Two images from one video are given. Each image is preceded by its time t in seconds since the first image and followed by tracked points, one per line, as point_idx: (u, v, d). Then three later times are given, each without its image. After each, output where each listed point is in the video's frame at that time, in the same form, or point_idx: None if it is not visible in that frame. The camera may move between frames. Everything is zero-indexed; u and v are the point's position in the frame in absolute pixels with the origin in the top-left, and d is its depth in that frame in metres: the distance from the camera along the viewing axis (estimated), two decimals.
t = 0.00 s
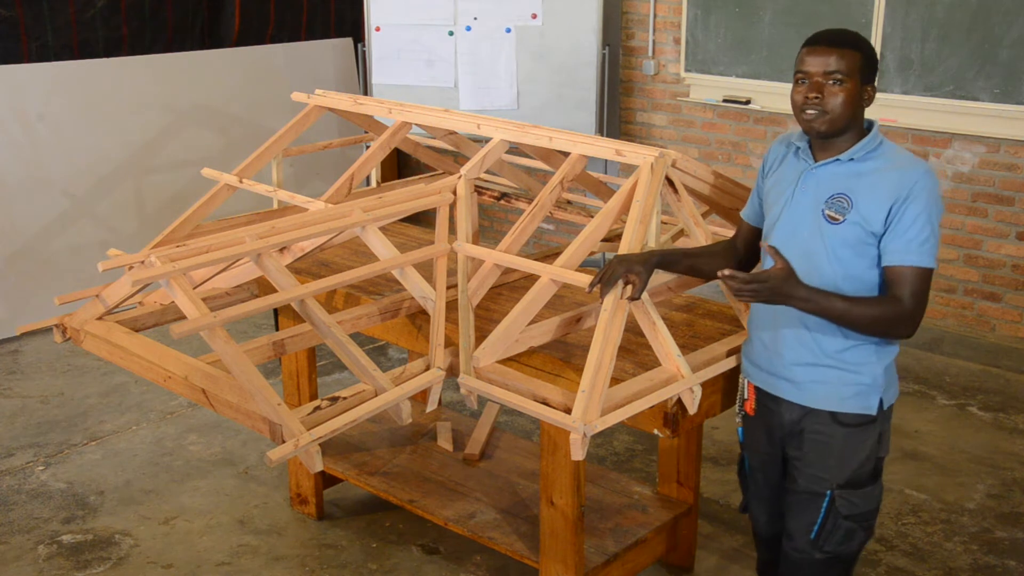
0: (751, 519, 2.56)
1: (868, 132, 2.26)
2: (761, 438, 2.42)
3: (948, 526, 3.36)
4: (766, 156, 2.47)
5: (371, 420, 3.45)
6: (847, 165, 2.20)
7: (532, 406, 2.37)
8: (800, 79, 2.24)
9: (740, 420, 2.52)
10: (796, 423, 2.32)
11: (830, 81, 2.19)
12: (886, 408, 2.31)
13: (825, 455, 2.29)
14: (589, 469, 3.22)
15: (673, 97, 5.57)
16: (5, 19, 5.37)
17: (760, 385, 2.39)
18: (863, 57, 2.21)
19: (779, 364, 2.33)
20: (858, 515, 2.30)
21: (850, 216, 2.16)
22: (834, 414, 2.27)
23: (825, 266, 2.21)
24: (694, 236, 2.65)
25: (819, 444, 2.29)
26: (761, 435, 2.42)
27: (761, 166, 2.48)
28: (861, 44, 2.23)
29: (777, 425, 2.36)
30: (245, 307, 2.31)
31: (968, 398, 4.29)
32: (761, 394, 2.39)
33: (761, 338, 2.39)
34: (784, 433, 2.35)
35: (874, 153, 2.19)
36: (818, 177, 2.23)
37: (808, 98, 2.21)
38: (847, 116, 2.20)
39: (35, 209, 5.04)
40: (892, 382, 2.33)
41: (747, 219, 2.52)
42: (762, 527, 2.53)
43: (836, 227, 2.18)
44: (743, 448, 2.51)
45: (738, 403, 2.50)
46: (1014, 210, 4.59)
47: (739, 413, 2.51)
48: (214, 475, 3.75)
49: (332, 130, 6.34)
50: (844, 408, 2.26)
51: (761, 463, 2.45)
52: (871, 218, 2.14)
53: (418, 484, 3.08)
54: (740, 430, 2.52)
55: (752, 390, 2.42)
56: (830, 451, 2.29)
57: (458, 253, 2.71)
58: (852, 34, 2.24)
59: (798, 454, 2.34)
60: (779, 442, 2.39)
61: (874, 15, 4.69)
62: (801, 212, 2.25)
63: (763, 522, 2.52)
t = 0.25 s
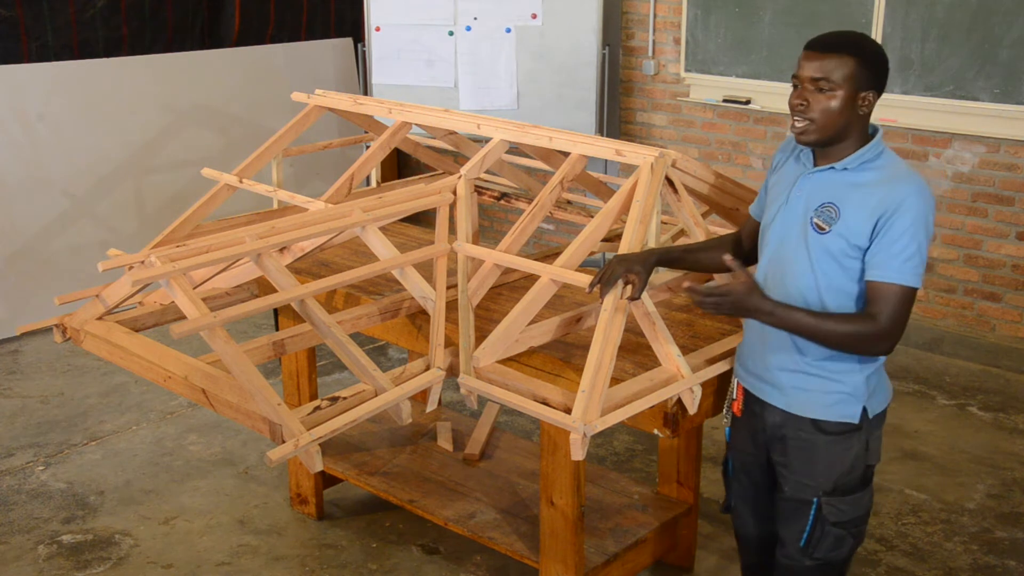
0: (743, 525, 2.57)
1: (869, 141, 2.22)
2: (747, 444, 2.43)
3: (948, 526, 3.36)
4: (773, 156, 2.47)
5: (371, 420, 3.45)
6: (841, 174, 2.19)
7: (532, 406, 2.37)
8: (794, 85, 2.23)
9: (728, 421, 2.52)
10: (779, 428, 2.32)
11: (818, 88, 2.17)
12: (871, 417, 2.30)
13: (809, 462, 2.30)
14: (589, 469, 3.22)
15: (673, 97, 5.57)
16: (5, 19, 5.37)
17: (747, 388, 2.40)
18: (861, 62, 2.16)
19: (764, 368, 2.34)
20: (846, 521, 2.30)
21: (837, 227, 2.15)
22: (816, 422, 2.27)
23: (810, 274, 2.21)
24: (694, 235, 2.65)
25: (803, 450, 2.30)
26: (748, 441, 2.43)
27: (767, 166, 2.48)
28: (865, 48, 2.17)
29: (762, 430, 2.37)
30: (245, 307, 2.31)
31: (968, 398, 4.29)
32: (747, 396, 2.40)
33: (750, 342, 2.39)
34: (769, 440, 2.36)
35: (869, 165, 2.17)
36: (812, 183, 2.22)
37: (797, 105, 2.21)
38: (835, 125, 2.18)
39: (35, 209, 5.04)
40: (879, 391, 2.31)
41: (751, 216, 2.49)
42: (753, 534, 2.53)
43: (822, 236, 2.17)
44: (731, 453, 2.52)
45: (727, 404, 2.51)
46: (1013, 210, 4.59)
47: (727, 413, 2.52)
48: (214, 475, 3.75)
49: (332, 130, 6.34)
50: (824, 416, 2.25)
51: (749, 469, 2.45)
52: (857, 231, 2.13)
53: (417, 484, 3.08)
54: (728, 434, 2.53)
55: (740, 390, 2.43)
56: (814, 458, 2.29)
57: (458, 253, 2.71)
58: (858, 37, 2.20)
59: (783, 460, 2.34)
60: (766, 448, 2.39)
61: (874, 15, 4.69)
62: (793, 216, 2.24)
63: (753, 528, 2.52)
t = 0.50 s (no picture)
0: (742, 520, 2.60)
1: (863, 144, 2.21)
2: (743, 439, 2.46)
3: (948, 526, 3.36)
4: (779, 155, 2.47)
5: (371, 421, 3.45)
6: (833, 176, 2.19)
7: (532, 406, 2.37)
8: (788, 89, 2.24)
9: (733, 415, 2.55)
10: (769, 424, 2.34)
11: (804, 92, 2.18)
12: (860, 418, 2.28)
13: (796, 460, 2.31)
14: (589, 469, 3.22)
15: (673, 97, 5.57)
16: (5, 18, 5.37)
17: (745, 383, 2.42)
18: (847, 65, 2.14)
19: (759, 365, 2.36)
20: (833, 521, 2.31)
21: (822, 229, 2.15)
22: (802, 421, 2.28)
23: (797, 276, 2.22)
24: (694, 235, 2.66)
25: (790, 448, 2.32)
26: (743, 436, 2.46)
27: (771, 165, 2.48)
28: (855, 50, 2.15)
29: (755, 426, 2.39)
30: (244, 307, 2.31)
31: (968, 398, 4.29)
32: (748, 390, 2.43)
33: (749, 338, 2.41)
34: (760, 436, 2.39)
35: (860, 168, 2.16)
36: (805, 184, 2.22)
37: (787, 109, 2.22)
38: (821, 129, 2.18)
39: (35, 209, 5.04)
40: (870, 393, 2.29)
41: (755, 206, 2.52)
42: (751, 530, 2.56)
43: (808, 237, 2.17)
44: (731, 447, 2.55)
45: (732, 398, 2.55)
46: (1013, 210, 4.59)
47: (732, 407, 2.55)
48: (214, 475, 3.75)
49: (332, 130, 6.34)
50: (809, 414, 2.26)
51: (746, 465, 2.48)
52: (841, 234, 2.12)
53: (418, 484, 3.08)
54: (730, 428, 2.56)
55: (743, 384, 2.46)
56: (801, 456, 2.30)
57: (458, 253, 2.71)
58: (851, 39, 2.17)
59: (772, 457, 2.37)
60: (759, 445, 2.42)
61: (874, 15, 4.69)
62: (785, 216, 2.25)
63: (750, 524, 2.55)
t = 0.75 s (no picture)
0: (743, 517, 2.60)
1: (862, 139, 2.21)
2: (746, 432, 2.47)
3: (948, 526, 3.36)
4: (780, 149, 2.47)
5: (371, 421, 3.45)
6: (835, 168, 2.19)
7: (532, 406, 2.37)
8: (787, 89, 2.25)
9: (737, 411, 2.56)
10: (772, 417, 2.35)
11: (801, 92, 2.18)
12: (864, 412, 2.29)
13: (798, 453, 2.32)
14: (589, 469, 3.22)
15: (673, 97, 5.57)
16: (5, 18, 5.37)
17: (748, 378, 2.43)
18: (842, 64, 2.14)
19: (763, 359, 2.36)
20: (833, 514, 2.32)
21: (825, 220, 2.15)
22: (805, 414, 2.28)
23: (801, 267, 2.22)
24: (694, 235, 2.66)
25: (793, 440, 2.32)
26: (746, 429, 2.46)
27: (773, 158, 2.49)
28: (851, 48, 2.15)
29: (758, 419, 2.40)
30: (244, 307, 2.31)
31: (968, 398, 4.29)
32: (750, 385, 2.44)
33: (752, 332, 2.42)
34: (763, 428, 2.40)
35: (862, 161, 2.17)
36: (808, 176, 2.23)
37: (787, 109, 2.23)
38: (819, 127, 2.18)
39: (35, 209, 5.04)
40: (873, 386, 2.31)
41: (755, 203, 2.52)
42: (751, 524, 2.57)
43: (812, 228, 2.17)
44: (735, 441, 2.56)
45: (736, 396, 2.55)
46: (1013, 210, 4.58)
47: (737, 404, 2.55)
48: (214, 475, 3.75)
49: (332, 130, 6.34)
50: (814, 407, 2.27)
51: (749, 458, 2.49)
52: (845, 225, 2.13)
53: (418, 484, 3.08)
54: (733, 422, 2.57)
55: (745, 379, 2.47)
56: (803, 448, 2.31)
57: (458, 253, 2.71)
58: (848, 36, 2.17)
59: (775, 450, 2.37)
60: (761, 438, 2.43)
61: (874, 15, 4.69)
62: (788, 208, 2.25)
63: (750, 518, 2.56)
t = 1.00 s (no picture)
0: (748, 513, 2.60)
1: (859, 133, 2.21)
2: (757, 427, 2.47)
3: (948, 526, 3.36)
4: (778, 148, 2.48)
5: (371, 421, 3.45)
6: (836, 162, 2.19)
7: (532, 406, 2.37)
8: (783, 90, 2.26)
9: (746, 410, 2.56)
10: (785, 412, 2.35)
11: (794, 92, 2.20)
12: (876, 407, 2.30)
13: (809, 446, 2.32)
14: (589, 469, 3.22)
15: (673, 97, 5.57)
16: (5, 18, 5.37)
17: (761, 376, 2.43)
18: (832, 62, 2.15)
19: (776, 357, 2.36)
20: (837, 510, 2.32)
21: (831, 214, 2.15)
22: (819, 407, 2.29)
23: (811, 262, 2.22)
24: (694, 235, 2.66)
25: (804, 434, 2.33)
26: (757, 424, 2.47)
27: (771, 157, 2.49)
28: (840, 46, 2.16)
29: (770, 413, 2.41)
30: (245, 307, 2.31)
31: (968, 398, 4.30)
32: (762, 382, 2.44)
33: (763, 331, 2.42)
34: (774, 422, 2.40)
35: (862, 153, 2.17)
36: (810, 172, 2.23)
37: (783, 110, 2.24)
38: (814, 126, 2.19)
39: (35, 209, 5.04)
40: (885, 381, 2.31)
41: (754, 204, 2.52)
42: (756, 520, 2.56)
43: (819, 223, 2.17)
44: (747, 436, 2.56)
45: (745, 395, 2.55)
46: (1013, 210, 4.58)
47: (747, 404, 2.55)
48: (214, 475, 3.75)
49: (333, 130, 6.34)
50: (829, 401, 2.27)
51: (759, 453, 2.49)
52: (852, 216, 2.13)
53: (418, 484, 3.08)
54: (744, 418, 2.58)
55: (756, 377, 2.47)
56: (814, 441, 2.32)
57: (458, 253, 2.71)
58: (836, 34, 2.18)
59: (785, 443, 2.38)
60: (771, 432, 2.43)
61: (874, 15, 4.69)
62: (792, 206, 2.25)
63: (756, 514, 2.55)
